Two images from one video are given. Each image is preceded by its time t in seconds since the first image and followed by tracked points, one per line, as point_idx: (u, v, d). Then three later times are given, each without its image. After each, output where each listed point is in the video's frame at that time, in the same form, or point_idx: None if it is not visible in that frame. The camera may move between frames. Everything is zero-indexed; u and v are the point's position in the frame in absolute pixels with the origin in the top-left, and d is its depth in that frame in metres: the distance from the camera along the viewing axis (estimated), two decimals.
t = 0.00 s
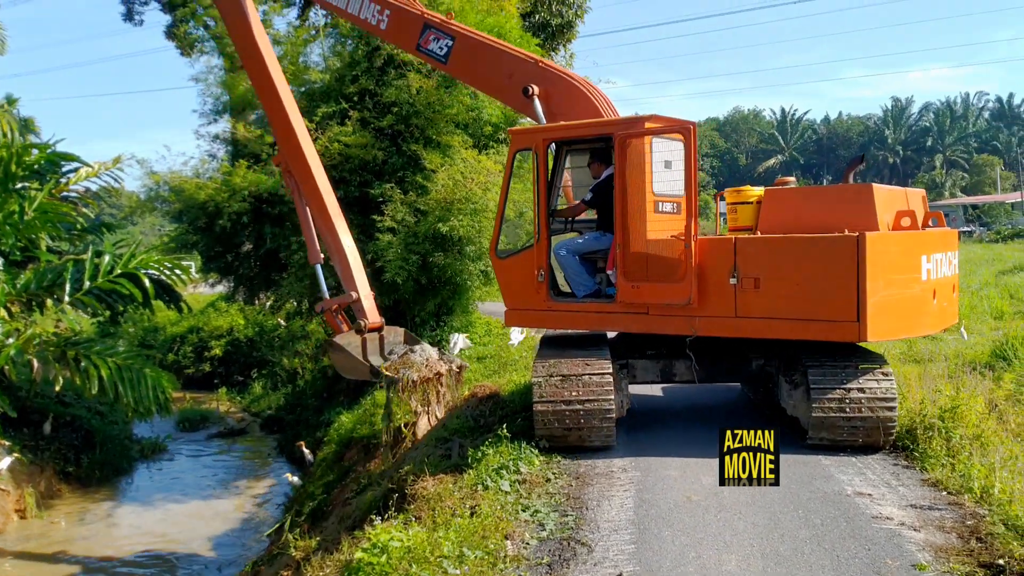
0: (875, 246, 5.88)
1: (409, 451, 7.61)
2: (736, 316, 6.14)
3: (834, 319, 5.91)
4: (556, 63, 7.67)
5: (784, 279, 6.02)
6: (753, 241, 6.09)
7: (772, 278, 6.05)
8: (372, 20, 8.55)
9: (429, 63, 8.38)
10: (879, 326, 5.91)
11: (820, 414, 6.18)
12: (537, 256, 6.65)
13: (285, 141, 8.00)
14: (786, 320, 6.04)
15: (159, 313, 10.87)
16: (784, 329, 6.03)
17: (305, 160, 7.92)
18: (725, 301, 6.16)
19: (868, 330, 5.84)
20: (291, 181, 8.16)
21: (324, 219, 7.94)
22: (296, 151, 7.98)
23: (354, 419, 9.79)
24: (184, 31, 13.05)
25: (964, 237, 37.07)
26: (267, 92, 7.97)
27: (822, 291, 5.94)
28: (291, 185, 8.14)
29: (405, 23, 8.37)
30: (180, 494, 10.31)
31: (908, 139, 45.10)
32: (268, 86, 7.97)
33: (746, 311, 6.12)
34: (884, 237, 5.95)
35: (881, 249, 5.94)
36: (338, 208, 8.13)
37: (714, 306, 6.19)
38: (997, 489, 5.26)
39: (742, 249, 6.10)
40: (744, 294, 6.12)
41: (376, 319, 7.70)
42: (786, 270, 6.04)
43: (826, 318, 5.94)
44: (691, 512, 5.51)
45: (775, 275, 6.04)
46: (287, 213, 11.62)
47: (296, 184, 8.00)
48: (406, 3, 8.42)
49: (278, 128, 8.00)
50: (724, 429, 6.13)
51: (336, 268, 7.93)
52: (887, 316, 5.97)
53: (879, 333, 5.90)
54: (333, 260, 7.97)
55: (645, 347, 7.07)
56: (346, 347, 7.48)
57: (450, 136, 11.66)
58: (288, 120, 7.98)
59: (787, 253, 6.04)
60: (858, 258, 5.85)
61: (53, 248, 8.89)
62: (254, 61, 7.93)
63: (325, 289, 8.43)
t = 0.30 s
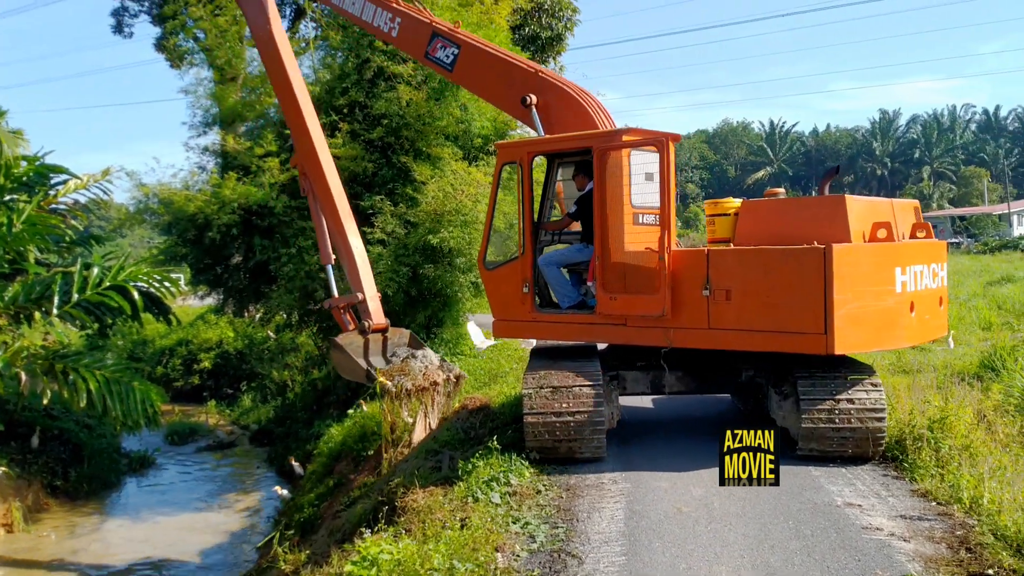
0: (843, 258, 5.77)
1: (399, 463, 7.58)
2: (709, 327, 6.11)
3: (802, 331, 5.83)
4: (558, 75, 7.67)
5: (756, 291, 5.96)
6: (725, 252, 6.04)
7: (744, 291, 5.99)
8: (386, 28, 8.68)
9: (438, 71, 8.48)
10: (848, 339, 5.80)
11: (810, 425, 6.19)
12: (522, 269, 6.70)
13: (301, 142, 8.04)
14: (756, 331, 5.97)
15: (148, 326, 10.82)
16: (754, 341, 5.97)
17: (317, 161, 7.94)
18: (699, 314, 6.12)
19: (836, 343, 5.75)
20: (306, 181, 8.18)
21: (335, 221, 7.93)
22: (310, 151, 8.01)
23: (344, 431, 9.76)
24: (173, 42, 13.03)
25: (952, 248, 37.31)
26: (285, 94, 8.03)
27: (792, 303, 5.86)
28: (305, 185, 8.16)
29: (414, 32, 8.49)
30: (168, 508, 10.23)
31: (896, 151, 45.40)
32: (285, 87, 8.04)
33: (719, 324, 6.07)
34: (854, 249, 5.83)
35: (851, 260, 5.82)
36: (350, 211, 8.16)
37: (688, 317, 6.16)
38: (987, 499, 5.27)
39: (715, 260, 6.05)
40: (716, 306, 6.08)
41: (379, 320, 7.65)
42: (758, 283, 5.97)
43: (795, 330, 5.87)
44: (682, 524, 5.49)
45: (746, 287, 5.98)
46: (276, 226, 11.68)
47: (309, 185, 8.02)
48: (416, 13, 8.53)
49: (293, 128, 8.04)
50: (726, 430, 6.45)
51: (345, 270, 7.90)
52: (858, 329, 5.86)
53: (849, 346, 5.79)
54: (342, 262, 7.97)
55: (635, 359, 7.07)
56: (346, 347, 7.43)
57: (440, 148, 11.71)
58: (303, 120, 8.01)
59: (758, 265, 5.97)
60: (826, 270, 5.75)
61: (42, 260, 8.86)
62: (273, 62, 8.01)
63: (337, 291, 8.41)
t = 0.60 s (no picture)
0: (812, 264, 5.67)
1: (392, 469, 7.56)
2: (685, 333, 6.07)
3: (771, 337, 5.75)
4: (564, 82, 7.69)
5: (729, 297, 5.89)
6: (699, 258, 5.99)
7: (718, 296, 5.93)
8: (402, 28, 8.72)
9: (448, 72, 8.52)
10: (818, 345, 5.70)
11: (802, 430, 6.19)
12: (511, 274, 6.78)
13: (322, 139, 8.34)
14: (729, 337, 5.92)
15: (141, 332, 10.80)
16: (726, 346, 5.92)
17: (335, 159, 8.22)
18: (675, 319, 6.10)
19: (804, 349, 5.65)
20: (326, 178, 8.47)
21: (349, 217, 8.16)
22: (329, 148, 8.29)
23: (337, 438, 9.74)
24: (164, 48, 13.02)
25: (944, 254, 37.53)
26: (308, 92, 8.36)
27: (762, 309, 5.78)
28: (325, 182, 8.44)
29: (429, 33, 8.53)
30: (160, 515, 10.17)
31: (888, 157, 45.59)
32: (310, 86, 8.36)
33: (694, 329, 6.03)
34: (824, 255, 5.71)
35: (821, 267, 5.70)
36: (367, 209, 8.36)
37: (666, 322, 6.14)
38: (978, 504, 5.27)
39: (690, 266, 6.01)
40: (691, 312, 6.05)
41: (388, 316, 7.77)
42: (731, 288, 5.90)
43: (765, 336, 5.78)
44: (675, 529, 5.48)
45: (720, 292, 5.93)
46: (269, 232, 11.65)
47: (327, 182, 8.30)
48: (432, 15, 8.56)
49: (315, 126, 8.36)
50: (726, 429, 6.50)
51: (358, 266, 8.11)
52: (830, 335, 5.75)
53: (819, 352, 5.69)
54: (355, 258, 8.17)
55: (628, 365, 7.07)
56: (351, 342, 7.50)
57: (433, 154, 11.82)
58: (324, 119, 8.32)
59: (730, 271, 5.91)
60: (794, 276, 5.66)
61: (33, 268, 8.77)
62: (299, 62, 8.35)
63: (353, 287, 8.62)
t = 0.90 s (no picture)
0: (783, 269, 5.57)
1: (387, 473, 7.55)
2: (664, 337, 6.04)
3: (743, 342, 5.67)
4: (567, 81, 7.82)
5: (705, 301, 5.83)
6: (677, 263, 5.95)
7: (695, 300, 5.87)
8: (420, 28, 9.03)
9: (463, 71, 8.73)
10: (790, 350, 5.60)
11: (796, 433, 6.22)
12: (505, 277, 6.84)
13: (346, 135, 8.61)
14: (704, 341, 5.86)
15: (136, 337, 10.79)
16: (701, 351, 5.87)
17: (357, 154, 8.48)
18: (654, 323, 6.07)
19: (774, 355, 5.56)
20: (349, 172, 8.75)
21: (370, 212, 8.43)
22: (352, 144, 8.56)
23: (332, 442, 9.74)
24: (158, 53, 13.02)
25: (937, 258, 37.70)
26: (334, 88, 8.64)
27: (735, 313, 5.71)
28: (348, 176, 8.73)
29: (444, 34, 8.80)
30: (155, 521, 10.14)
31: (882, 162, 45.72)
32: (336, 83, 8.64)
33: (673, 333, 5.99)
34: (796, 259, 5.60)
35: (792, 271, 5.60)
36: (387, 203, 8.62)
37: (646, 326, 6.12)
38: (972, 507, 5.28)
39: (668, 270, 5.97)
40: (670, 316, 6.01)
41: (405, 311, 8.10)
42: (708, 293, 5.84)
43: (739, 341, 5.71)
44: (670, 533, 5.48)
45: (696, 296, 5.88)
46: (264, 237, 11.65)
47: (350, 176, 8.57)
48: (447, 16, 8.82)
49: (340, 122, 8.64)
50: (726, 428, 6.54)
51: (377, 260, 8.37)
52: (803, 340, 5.64)
53: (791, 357, 5.60)
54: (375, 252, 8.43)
55: (623, 369, 7.08)
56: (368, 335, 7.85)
57: (429, 159, 11.79)
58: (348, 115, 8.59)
59: (705, 275, 5.85)
60: (764, 281, 5.57)
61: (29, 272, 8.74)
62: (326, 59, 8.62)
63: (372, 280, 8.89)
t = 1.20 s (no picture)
0: (744, 274, 5.51)
1: (379, 478, 7.55)
2: (638, 341, 6.03)
3: (707, 347, 5.63)
4: (570, 83, 7.95)
5: (674, 306, 5.80)
6: (649, 268, 5.94)
7: (666, 305, 5.85)
8: (437, 26, 9.16)
9: (475, 70, 8.86)
10: (754, 356, 5.54)
11: (789, 437, 6.24)
12: (496, 281, 6.91)
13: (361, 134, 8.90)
14: (673, 346, 5.84)
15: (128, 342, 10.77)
16: (670, 355, 5.85)
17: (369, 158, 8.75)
18: (629, 328, 6.06)
19: (735, 361, 5.50)
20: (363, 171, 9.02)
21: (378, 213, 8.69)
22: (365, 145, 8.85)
23: (324, 447, 9.73)
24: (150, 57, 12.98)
25: (929, 263, 37.87)
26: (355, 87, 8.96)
27: (700, 318, 5.67)
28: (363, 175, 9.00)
29: (459, 32, 8.90)
30: (146, 527, 10.09)
31: (874, 166, 45.87)
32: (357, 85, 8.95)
33: (646, 338, 5.97)
34: (759, 265, 5.54)
35: (755, 276, 5.54)
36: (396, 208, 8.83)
37: (622, 330, 6.13)
38: (963, 511, 5.31)
39: (640, 275, 5.97)
40: (643, 321, 6.00)
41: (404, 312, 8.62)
42: (676, 298, 5.80)
43: (704, 346, 5.66)
44: (662, 537, 5.48)
45: (665, 301, 5.86)
46: (256, 242, 11.64)
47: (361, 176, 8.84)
48: (463, 14, 8.95)
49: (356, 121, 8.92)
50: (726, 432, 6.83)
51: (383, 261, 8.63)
52: (768, 346, 5.58)
53: (755, 363, 5.54)
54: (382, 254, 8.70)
55: (615, 374, 7.10)
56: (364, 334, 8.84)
57: (422, 164, 11.82)
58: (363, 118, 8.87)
59: (673, 280, 5.83)
60: (725, 286, 5.53)
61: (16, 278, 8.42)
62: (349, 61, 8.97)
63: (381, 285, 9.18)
